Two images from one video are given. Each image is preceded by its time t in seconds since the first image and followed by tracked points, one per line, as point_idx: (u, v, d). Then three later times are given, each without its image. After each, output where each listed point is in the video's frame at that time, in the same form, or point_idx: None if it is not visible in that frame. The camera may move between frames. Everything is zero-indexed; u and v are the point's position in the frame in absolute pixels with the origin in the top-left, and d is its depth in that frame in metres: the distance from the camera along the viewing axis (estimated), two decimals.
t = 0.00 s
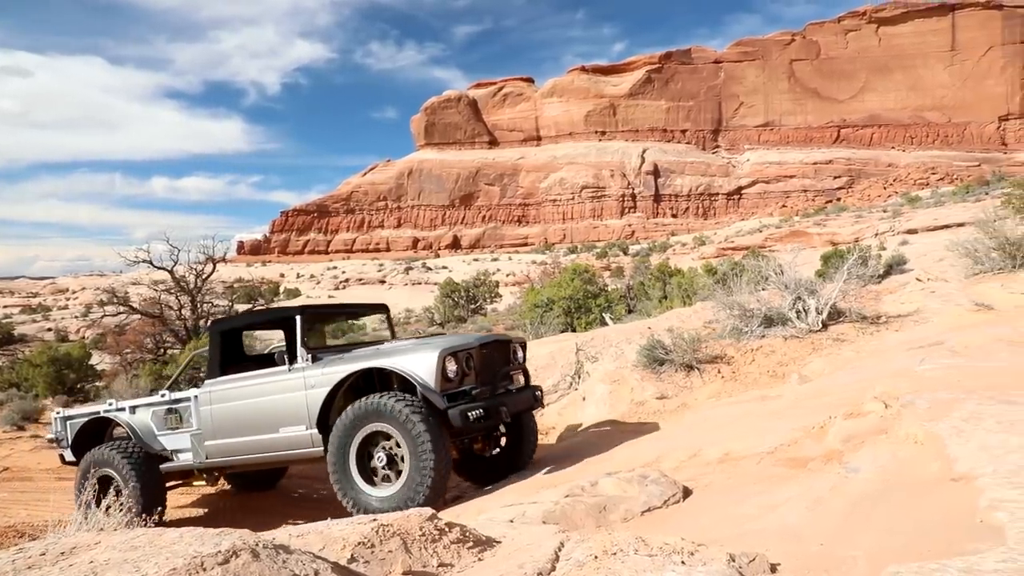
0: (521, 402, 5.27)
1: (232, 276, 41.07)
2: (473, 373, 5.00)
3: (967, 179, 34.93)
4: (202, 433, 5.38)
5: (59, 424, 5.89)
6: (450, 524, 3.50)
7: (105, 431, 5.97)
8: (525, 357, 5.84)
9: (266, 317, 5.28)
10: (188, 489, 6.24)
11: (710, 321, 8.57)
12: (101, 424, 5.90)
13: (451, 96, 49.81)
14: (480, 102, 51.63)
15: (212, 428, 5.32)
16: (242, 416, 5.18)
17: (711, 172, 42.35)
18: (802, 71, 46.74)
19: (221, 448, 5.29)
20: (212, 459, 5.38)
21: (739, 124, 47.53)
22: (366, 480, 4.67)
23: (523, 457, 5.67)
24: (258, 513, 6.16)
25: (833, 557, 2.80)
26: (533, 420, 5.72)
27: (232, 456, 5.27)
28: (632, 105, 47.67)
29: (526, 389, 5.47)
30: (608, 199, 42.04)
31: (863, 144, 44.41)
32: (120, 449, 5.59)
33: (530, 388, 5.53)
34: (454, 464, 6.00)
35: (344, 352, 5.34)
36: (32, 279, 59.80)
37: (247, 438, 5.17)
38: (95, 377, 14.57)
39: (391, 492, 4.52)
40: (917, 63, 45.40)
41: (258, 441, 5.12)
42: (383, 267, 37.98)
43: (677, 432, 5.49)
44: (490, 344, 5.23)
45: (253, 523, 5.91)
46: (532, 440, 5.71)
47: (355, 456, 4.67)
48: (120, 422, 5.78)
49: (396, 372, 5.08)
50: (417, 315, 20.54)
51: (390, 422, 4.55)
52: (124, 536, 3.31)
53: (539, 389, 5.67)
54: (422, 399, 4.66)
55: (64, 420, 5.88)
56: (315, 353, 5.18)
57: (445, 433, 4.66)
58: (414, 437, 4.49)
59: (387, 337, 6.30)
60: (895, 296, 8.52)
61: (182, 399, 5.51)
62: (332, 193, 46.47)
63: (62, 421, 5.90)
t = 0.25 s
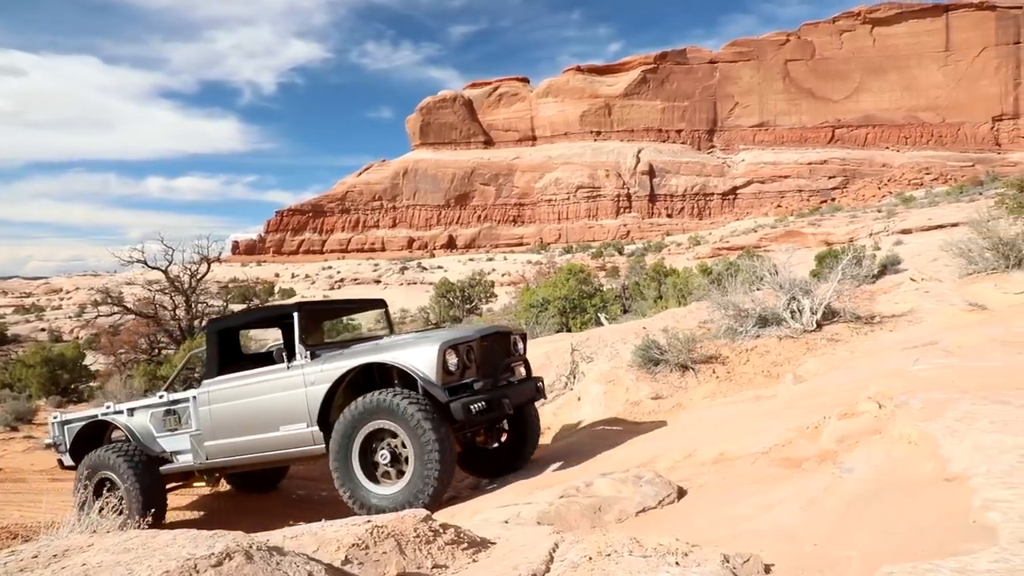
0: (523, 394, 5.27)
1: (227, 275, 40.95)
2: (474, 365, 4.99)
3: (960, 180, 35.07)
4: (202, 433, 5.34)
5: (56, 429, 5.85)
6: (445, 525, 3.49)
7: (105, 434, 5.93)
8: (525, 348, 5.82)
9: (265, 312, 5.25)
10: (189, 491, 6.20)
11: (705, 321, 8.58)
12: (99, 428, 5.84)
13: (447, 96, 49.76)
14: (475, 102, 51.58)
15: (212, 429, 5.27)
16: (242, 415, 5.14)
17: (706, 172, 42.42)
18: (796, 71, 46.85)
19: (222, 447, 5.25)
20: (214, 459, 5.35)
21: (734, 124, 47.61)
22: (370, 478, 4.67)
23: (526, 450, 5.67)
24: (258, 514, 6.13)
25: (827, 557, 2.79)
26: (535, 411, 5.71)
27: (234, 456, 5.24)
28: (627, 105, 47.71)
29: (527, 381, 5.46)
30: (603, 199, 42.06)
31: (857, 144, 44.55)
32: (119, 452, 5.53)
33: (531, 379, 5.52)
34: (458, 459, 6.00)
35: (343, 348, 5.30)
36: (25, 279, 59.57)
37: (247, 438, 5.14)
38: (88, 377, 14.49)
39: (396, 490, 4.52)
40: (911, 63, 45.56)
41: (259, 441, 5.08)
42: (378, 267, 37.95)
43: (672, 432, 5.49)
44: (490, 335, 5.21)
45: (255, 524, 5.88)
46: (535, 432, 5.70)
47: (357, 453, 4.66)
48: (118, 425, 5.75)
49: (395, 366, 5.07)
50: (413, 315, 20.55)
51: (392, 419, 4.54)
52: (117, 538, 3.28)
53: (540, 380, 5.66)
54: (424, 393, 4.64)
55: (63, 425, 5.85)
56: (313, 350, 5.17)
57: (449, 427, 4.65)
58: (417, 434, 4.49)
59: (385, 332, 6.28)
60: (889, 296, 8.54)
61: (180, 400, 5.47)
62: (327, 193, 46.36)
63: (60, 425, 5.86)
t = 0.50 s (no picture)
0: (530, 385, 5.25)
1: (222, 276, 40.87)
2: (480, 358, 4.97)
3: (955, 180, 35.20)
4: (205, 435, 5.29)
5: (56, 434, 5.78)
6: (439, 526, 3.47)
7: (105, 438, 5.86)
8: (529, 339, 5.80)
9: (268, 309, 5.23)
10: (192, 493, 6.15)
11: (701, 321, 8.59)
12: (99, 432, 5.78)
13: (443, 96, 49.73)
14: (471, 102, 51.56)
15: (215, 430, 5.23)
16: (246, 415, 5.11)
17: (702, 173, 42.51)
18: (792, 72, 46.96)
19: (226, 448, 5.21)
20: (218, 460, 5.30)
21: (729, 125, 47.71)
22: (380, 476, 4.67)
23: (535, 440, 5.66)
24: (263, 517, 6.09)
25: (821, 558, 2.79)
26: (541, 403, 5.70)
27: (238, 457, 5.20)
28: (623, 106, 47.77)
29: (533, 372, 5.44)
30: (599, 199, 42.10)
31: (853, 145, 44.68)
32: (121, 454, 5.46)
33: (537, 370, 5.50)
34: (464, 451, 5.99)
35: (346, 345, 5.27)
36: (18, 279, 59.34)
37: (252, 438, 5.10)
38: (83, 378, 14.42)
39: (407, 488, 4.52)
40: (906, 64, 45.71)
41: (265, 440, 5.05)
42: (374, 267, 37.94)
43: (668, 432, 5.49)
44: (495, 327, 5.19)
45: (260, 526, 5.84)
46: (542, 424, 5.69)
47: (366, 452, 4.64)
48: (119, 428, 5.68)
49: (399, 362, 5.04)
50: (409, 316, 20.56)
51: (400, 416, 4.53)
52: (110, 540, 3.25)
53: (546, 370, 5.64)
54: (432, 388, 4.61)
55: (62, 430, 5.77)
56: (316, 347, 5.16)
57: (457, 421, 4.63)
58: (426, 429, 4.46)
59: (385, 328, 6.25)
60: (885, 296, 8.56)
61: (182, 401, 5.42)
62: (323, 193, 46.29)
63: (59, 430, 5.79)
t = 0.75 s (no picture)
0: (544, 376, 5.26)
1: (217, 276, 40.79)
2: (493, 350, 4.99)
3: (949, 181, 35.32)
4: (214, 435, 5.25)
5: (62, 439, 5.74)
6: (435, 528, 3.45)
7: (111, 442, 5.83)
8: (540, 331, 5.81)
9: (278, 306, 5.17)
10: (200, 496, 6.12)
11: (697, 321, 8.61)
12: (105, 436, 5.73)
13: (438, 96, 49.67)
14: (467, 102, 51.53)
15: (225, 429, 5.19)
16: (257, 413, 5.07)
17: (697, 173, 42.60)
18: (787, 72, 47.07)
19: (237, 447, 5.18)
20: (229, 460, 5.27)
21: (725, 125, 47.79)
22: (397, 471, 4.68)
23: (548, 432, 5.65)
24: (270, 521, 6.05)
25: (816, 559, 2.78)
26: (553, 395, 5.70)
27: (250, 456, 5.17)
28: (618, 106, 47.82)
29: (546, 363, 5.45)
30: (595, 199, 42.11)
31: (848, 145, 44.79)
32: (129, 458, 5.38)
33: (549, 362, 5.51)
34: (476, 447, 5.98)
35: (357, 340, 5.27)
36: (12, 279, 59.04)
37: (263, 436, 5.07)
38: (77, 378, 14.36)
39: (424, 482, 4.53)
40: (901, 65, 45.85)
41: (277, 438, 5.02)
42: (370, 267, 37.93)
43: (664, 433, 5.50)
44: (508, 318, 5.20)
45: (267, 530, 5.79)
46: (554, 415, 5.68)
47: (381, 447, 4.65)
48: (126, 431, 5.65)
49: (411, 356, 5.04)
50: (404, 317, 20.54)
51: (416, 409, 4.53)
52: (104, 543, 3.24)
53: (558, 362, 5.65)
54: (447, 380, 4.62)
55: (68, 435, 5.73)
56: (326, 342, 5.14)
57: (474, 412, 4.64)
58: (443, 421, 4.48)
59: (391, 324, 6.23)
60: (879, 297, 8.59)
61: (190, 401, 5.39)
62: (318, 193, 46.21)
63: (65, 436, 5.75)
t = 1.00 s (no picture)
0: (563, 368, 5.25)
1: (212, 276, 40.69)
2: (513, 341, 4.99)
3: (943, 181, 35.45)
4: (229, 434, 5.22)
5: (72, 443, 5.73)
6: (430, 529, 3.44)
7: (121, 445, 5.81)
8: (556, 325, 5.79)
9: (288, 301, 5.21)
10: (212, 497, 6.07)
11: (692, 321, 8.62)
12: (116, 438, 5.70)
13: (433, 96, 49.63)
14: (462, 102, 51.50)
15: (240, 427, 5.16)
16: (272, 409, 5.05)
17: (693, 173, 42.68)
18: (782, 72, 47.20)
19: (251, 446, 5.14)
20: (243, 459, 5.23)
21: (720, 125, 47.89)
22: (416, 463, 4.70)
23: (565, 426, 5.60)
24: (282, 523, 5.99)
25: (812, 559, 2.78)
26: (569, 389, 5.67)
27: (265, 454, 5.13)
28: (614, 106, 47.89)
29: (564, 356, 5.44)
30: (591, 200, 42.13)
31: (842, 145, 44.92)
32: (140, 460, 5.33)
33: (567, 355, 5.50)
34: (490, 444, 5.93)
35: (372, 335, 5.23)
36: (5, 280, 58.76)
37: (279, 433, 5.04)
38: (72, 379, 14.30)
39: (446, 474, 4.55)
40: (895, 65, 46.02)
41: (293, 435, 4.99)
42: (365, 267, 37.89)
43: (662, 433, 5.50)
44: (527, 310, 5.20)
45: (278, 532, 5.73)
46: (571, 409, 5.65)
47: (402, 439, 4.65)
48: (137, 433, 5.63)
49: (428, 348, 5.03)
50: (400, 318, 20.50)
51: (437, 400, 4.55)
52: (97, 546, 3.21)
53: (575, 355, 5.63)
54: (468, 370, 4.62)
55: (77, 438, 5.72)
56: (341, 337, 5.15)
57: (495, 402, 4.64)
58: (465, 412, 4.49)
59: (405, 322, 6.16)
60: (874, 297, 8.62)
61: (202, 400, 5.36)
62: (313, 193, 46.12)
63: (75, 439, 5.73)
